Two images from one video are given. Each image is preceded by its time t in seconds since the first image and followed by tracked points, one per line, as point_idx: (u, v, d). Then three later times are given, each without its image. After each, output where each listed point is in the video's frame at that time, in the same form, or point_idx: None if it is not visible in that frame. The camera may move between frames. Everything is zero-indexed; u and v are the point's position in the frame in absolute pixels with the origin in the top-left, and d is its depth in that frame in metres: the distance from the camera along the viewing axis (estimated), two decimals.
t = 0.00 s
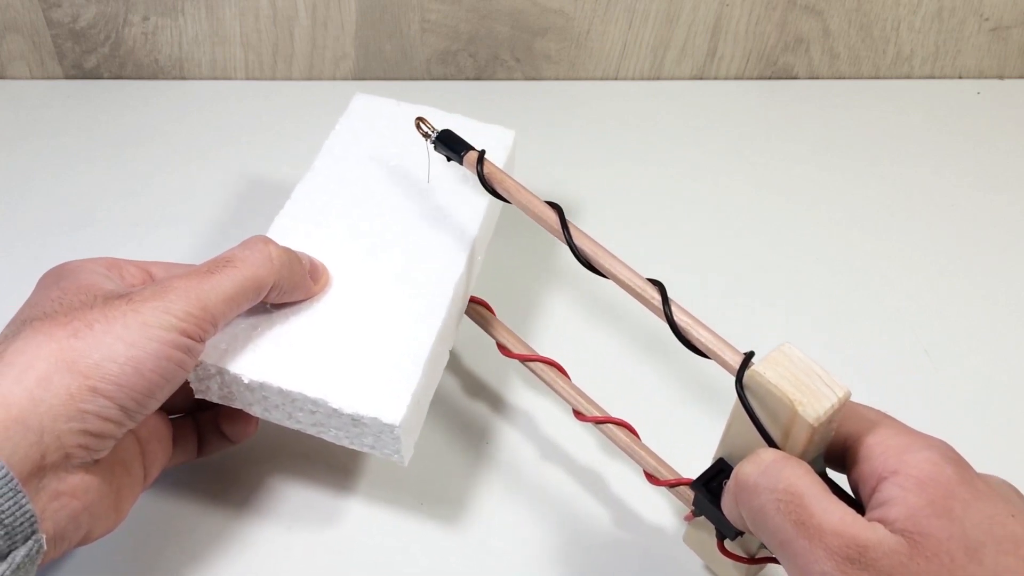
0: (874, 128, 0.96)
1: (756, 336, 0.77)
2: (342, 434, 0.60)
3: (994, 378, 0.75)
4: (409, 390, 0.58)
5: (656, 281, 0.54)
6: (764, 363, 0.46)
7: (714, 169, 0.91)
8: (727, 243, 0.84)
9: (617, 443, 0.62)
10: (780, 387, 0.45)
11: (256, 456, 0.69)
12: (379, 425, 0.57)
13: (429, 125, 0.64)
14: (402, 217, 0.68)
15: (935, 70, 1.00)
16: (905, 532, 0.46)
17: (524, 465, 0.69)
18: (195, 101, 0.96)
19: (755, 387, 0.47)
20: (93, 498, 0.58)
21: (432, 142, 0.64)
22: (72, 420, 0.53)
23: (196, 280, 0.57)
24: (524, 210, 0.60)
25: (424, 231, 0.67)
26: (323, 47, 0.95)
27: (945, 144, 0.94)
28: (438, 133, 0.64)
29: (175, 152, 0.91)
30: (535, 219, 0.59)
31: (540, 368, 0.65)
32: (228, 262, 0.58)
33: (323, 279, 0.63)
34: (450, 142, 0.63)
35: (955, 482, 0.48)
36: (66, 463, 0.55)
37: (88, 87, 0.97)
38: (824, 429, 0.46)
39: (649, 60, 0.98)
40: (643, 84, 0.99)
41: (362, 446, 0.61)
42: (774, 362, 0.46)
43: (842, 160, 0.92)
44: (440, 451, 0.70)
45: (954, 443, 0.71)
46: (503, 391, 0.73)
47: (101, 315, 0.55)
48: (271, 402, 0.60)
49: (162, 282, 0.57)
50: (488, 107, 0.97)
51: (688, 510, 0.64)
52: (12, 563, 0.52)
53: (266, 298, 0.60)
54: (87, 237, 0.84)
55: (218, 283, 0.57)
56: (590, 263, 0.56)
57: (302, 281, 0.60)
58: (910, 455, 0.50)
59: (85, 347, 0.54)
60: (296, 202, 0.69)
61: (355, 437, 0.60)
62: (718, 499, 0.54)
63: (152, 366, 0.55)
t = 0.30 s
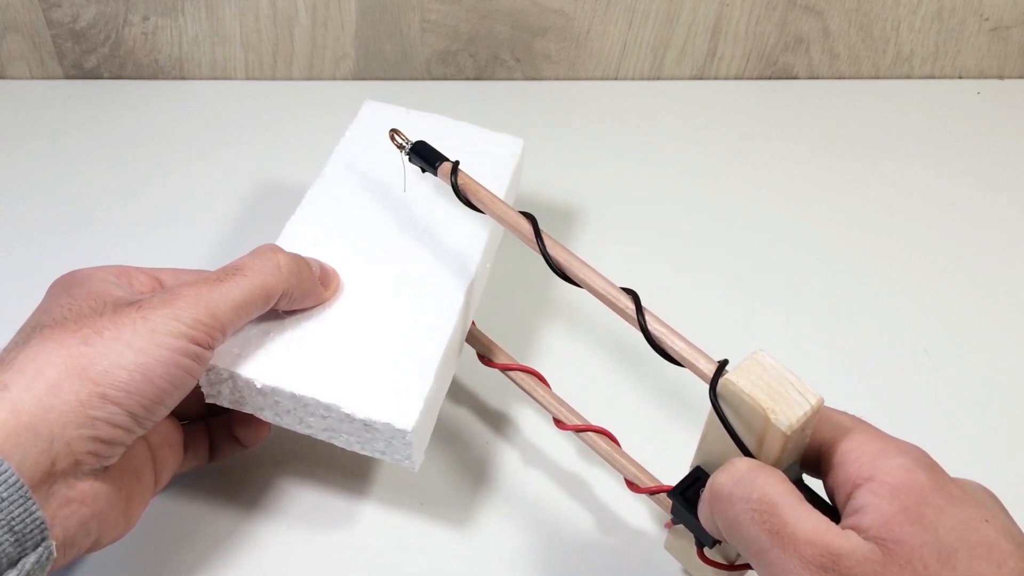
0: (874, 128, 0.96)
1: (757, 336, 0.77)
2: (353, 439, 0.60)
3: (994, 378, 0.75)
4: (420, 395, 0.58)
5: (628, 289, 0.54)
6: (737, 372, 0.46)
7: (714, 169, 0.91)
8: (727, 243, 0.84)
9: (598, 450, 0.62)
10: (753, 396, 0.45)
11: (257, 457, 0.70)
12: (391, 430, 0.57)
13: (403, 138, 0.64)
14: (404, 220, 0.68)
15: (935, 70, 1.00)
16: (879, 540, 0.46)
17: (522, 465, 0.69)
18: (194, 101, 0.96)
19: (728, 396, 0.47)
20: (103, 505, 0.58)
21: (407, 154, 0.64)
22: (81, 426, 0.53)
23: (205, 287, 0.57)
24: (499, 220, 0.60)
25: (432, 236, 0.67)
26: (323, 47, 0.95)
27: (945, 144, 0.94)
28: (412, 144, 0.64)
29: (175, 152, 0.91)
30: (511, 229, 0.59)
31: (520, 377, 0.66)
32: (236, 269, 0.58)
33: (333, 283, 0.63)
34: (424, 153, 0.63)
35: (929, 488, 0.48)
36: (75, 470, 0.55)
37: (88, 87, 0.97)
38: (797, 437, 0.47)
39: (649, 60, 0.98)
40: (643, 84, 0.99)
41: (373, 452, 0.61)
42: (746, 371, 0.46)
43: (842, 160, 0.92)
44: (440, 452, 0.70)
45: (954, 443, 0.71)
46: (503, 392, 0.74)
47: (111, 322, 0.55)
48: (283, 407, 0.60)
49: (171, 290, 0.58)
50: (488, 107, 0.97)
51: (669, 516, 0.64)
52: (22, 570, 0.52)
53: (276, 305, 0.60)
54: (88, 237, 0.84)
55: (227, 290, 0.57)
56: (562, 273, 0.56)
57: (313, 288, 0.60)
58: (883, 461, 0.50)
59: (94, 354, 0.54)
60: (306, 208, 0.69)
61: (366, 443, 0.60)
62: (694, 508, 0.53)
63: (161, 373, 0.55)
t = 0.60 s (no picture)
0: (874, 128, 0.96)
1: (757, 336, 0.77)
2: (369, 439, 0.60)
3: (994, 378, 0.75)
4: (432, 395, 0.58)
5: (631, 302, 0.54)
6: (743, 384, 0.46)
7: (714, 169, 0.91)
8: (727, 244, 0.84)
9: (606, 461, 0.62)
10: (759, 407, 0.45)
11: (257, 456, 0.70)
12: (407, 428, 0.58)
13: (400, 154, 0.63)
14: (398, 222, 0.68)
15: (935, 70, 1.00)
16: (891, 549, 0.46)
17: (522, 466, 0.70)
18: (195, 101, 0.96)
19: (734, 408, 0.46)
20: (109, 510, 0.59)
21: (403, 170, 0.63)
22: (87, 431, 0.54)
23: (207, 292, 0.57)
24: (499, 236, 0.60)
25: (432, 236, 0.67)
26: (323, 47, 0.95)
27: (945, 144, 0.94)
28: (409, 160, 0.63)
29: (175, 152, 0.91)
30: (511, 245, 0.59)
31: (525, 389, 0.65)
32: (238, 275, 0.59)
33: (337, 288, 0.63)
34: (420, 169, 0.62)
35: (941, 495, 0.48)
36: (80, 476, 0.56)
37: (88, 87, 0.97)
38: (805, 447, 0.46)
39: (649, 60, 0.98)
40: (643, 84, 0.99)
41: (389, 451, 0.61)
42: (752, 381, 0.46)
43: (842, 160, 0.92)
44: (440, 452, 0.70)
45: (954, 443, 0.71)
46: (503, 393, 0.74)
47: (114, 328, 0.55)
48: (298, 413, 0.60)
49: (173, 296, 0.58)
50: (488, 107, 0.97)
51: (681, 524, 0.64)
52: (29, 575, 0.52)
53: (280, 313, 0.60)
54: (88, 237, 0.84)
55: (229, 295, 0.57)
56: (563, 286, 0.56)
57: (315, 293, 0.60)
58: (894, 469, 0.50)
59: (98, 359, 0.54)
60: (304, 213, 0.69)
61: (382, 442, 0.60)
62: (704, 519, 0.52)
63: (165, 378, 0.56)
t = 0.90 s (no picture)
0: (874, 128, 0.96)
1: (757, 336, 0.77)
2: (361, 423, 0.61)
3: (994, 378, 0.75)
4: (422, 376, 0.59)
5: (650, 299, 0.54)
6: (765, 381, 0.45)
7: (714, 169, 0.91)
8: (727, 243, 0.84)
9: (626, 459, 0.62)
10: (782, 405, 0.44)
11: (257, 456, 0.70)
12: (398, 410, 0.58)
13: (416, 155, 0.63)
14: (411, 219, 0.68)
15: (935, 70, 1.00)
16: (916, 547, 0.47)
17: (522, 464, 0.70)
18: (195, 101, 0.96)
19: (757, 405, 0.46)
20: (98, 502, 0.59)
21: (419, 170, 0.63)
22: (72, 422, 0.54)
23: (191, 283, 0.58)
24: (516, 234, 0.59)
25: (418, 224, 0.67)
26: (323, 47, 0.95)
27: (945, 144, 0.94)
28: (425, 160, 0.63)
29: (175, 153, 0.91)
30: (528, 244, 0.58)
31: (543, 388, 0.65)
32: (223, 265, 0.59)
33: (321, 275, 0.63)
34: (437, 168, 0.62)
35: (966, 492, 0.49)
36: (67, 467, 0.56)
37: (88, 87, 0.97)
38: (829, 445, 0.46)
39: (649, 60, 0.98)
40: (643, 83, 0.99)
41: (381, 434, 0.62)
42: (774, 379, 0.45)
43: (842, 160, 0.92)
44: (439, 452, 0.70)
45: (954, 443, 0.71)
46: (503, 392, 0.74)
47: (99, 319, 0.56)
48: (290, 399, 0.60)
49: (157, 287, 0.58)
50: (488, 107, 0.97)
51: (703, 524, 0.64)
52: (15, 568, 0.53)
53: (266, 303, 0.60)
54: (88, 237, 0.84)
55: (213, 285, 0.57)
56: (583, 285, 0.56)
57: (300, 282, 0.60)
58: (918, 466, 0.50)
59: (83, 350, 0.55)
60: (286, 205, 0.69)
61: (374, 426, 0.61)
62: (727, 517, 0.52)
63: (151, 369, 0.56)
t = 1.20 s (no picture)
0: (874, 128, 0.96)
1: (757, 336, 0.77)
2: (352, 414, 0.61)
3: (994, 378, 0.75)
4: (414, 365, 0.59)
5: (667, 310, 0.54)
6: (782, 392, 0.46)
7: (714, 169, 0.91)
8: (727, 243, 0.84)
9: (642, 469, 0.60)
10: (799, 415, 0.45)
11: (256, 456, 0.70)
12: (390, 400, 0.58)
13: (430, 163, 0.64)
14: (428, 225, 0.67)
15: (935, 70, 1.00)
16: (935, 560, 0.47)
17: (523, 465, 0.70)
18: (195, 101, 0.96)
19: (774, 417, 0.46)
20: (93, 495, 0.60)
21: (434, 178, 0.63)
22: (66, 416, 0.55)
23: (182, 277, 0.58)
24: (531, 242, 0.60)
25: (409, 217, 0.68)
26: (323, 47, 0.95)
27: (945, 144, 0.94)
28: (439, 169, 0.63)
29: (175, 153, 0.91)
30: (544, 252, 0.59)
31: (559, 397, 0.63)
32: (213, 258, 0.59)
33: (310, 267, 0.63)
34: (453, 177, 0.62)
35: (986, 504, 0.49)
36: (62, 461, 0.57)
37: (88, 87, 0.97)
38: (848, 456, 0.46)
39: (649, 60, 0.98)
40: (643, 83, 0.99)
41: (372, 425, 0.62)
42: (791, 389, 0.46)
43: (842, 160, 0.92)
44: (438, 452, 0.70)
45: (954, 443, 0.71)
46: (503, 392, 0.74)
47: (90, 313, 0.56)
48: (281, 391, 0.60)
49: (147, 281, 0.59)
50: (488, 107, 0.97)
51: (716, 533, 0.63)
52: (10, 563, 0.52)
53: (256, 296, 0.60)
54: (88, 237, 0.84)
55: (203, 279, 0.58)
56: (599, 293, 0.56)
57: (290, 275, 0.61)
58: (936, 478, 0.50)
59: (75, 343, 0.55)
60: (274, 200, 0.69)
61: (365, 416, 0.61)
62: (743, 528, 0.52)
63: (143, 362, 0.57)
